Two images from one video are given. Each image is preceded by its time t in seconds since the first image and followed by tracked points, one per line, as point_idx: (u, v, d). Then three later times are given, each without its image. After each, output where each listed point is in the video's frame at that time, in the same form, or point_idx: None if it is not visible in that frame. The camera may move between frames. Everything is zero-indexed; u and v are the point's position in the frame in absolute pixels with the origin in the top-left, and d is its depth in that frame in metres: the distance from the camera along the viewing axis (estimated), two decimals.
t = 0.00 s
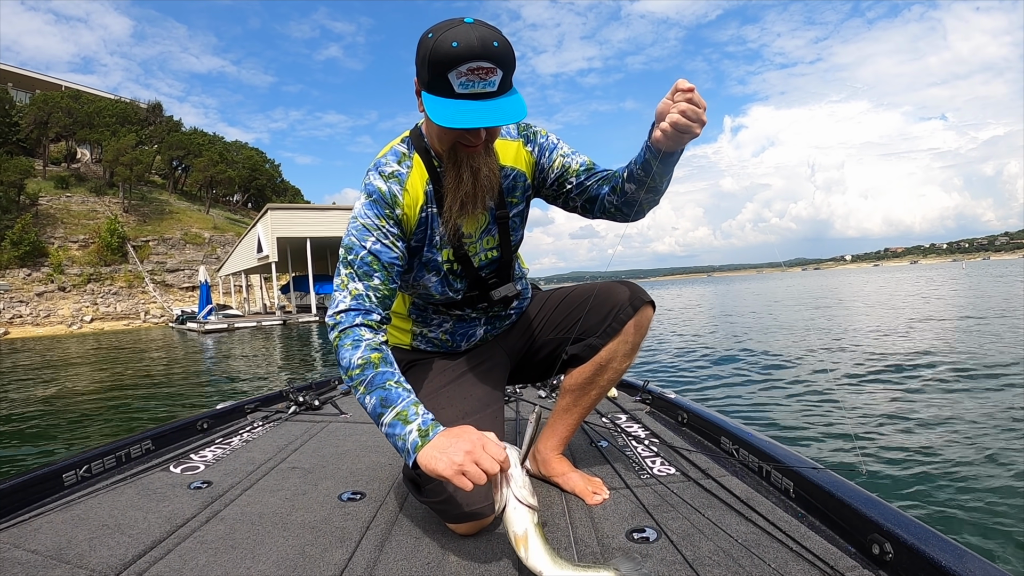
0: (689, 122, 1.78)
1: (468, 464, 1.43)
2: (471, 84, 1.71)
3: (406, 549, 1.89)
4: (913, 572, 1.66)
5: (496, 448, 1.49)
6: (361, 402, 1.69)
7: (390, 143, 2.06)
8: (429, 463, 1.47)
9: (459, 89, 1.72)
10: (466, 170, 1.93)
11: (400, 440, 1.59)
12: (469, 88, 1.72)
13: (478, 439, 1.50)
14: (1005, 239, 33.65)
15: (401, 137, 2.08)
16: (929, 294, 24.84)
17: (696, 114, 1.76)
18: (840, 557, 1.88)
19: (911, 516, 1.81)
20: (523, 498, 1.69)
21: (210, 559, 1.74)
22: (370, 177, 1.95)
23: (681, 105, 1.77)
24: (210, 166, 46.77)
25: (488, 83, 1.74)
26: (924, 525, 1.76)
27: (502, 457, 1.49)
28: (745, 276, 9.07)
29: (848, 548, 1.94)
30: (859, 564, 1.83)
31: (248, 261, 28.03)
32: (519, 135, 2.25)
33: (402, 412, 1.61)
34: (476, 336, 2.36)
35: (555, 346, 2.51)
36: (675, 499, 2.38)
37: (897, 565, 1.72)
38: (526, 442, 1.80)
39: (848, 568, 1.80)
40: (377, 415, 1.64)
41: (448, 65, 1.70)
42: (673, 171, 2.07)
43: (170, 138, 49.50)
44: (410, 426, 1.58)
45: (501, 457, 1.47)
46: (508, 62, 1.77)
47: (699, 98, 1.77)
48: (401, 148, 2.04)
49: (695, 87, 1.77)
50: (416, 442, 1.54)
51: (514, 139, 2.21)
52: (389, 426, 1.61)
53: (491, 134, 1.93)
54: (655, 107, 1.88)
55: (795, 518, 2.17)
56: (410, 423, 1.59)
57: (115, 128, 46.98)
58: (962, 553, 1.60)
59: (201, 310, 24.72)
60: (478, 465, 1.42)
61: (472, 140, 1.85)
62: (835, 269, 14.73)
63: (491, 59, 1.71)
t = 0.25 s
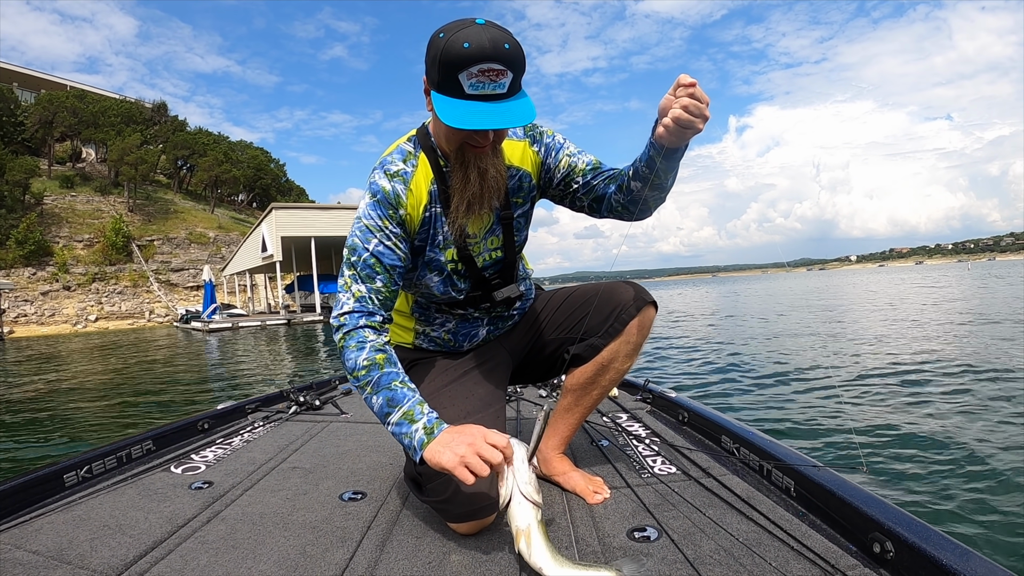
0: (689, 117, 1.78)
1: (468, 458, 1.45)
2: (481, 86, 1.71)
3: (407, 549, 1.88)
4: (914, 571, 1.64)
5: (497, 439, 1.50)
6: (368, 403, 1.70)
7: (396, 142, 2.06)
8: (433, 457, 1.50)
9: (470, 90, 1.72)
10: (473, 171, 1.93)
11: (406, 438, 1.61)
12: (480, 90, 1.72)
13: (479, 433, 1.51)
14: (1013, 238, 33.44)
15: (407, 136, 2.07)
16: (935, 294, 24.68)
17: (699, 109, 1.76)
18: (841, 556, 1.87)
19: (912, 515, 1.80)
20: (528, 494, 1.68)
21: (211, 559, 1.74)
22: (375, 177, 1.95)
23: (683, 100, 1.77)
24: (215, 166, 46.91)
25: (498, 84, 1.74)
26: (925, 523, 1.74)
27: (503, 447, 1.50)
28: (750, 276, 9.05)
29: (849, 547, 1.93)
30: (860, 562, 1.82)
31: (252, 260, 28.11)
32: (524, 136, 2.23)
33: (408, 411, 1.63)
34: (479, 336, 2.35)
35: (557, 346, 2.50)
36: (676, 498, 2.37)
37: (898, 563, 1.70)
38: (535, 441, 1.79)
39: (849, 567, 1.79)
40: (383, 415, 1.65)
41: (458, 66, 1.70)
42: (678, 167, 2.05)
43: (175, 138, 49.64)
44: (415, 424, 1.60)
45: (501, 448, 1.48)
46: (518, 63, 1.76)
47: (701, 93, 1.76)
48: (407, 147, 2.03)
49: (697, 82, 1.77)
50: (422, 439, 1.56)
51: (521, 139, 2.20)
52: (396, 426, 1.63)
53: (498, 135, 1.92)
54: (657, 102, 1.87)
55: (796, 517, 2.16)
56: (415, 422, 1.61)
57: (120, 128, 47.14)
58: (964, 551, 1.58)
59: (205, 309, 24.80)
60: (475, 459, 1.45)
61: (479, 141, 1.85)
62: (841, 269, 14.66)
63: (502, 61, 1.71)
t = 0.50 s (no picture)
0: (686, 118, 1.77)
1: (477, 454, 1.47)
2: (482, 85, 1.71)
3: (408, 548, 1.88)
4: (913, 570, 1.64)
5: (502, 439, 1.52)
6: (372, 403, 1.71)
7: (395, 142, 2.06)
8: (439, 455, 1.51)
9: (471, 89, 1.72)
10: (474, 170, 1.93)
11: (411, 437, 1.62)
12: (480, 89, 1.72)
13: (483, 430, 1.54)
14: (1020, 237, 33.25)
15: (407, 136, 2.08)
16: (942, 294, 24.51)
17: (696, 111, 1.76)
18: (840, 555, 1.86)
19: (912, 515, 1.79)
20: (524, 497, 1.68)
21: (212, 558, 1.74)
22: (375, 177, 1.95)
23: (679, 101, 1.76)
24: (219, 167, 47.07)
25: (499, 83, 1.74)
26: (926, 523, 1.73)
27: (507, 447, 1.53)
28: (754, 276, 9.04)
29: (849, 546, 1.92)
30: (860, 562, 1.81)
31: (256, 261, 28.20)
32: (523, 135, 2.23)
33: (412, 411, 1.64)
34: (479, 336, 2.36)
35: (557, 345, 2.50)
36: (676, 497, 2.36)
37: (899, 563, 1.69)
38: (533, 444, 1.80)
39: (849, 566, 1.78)
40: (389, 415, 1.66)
41: (459, 66, 1.70)
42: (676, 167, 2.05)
43: (179, 139, 49.82)
44: (420, 424, 1.61)
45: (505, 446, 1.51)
46: (519, 62, 1.76)
47: (698, 94, 1.76)
48: (407, 147, 2.03)
49: (694, 82, 1.76)
50: (427, 438, 1.58)
51: (520, 138, 2.20)
52: (400, 425, 1.64)
53: (499, 133, 1.92)
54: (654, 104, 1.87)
55: (796, 517, 2.15)
56: (420, 421, 1.62)
57: (124, 130, 47.31)
58: (964, 551, 1.58)
59: (210, 310, 24.88)
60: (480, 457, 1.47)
61: (480, 141, 1.85)
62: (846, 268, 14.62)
63: (503, 60, 1.71)
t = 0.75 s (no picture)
0: (681, 123, 1.78)
1: (466, 460, 1.47)
2: (478, 83, 1.72)
3: (407, 548, 1.88)
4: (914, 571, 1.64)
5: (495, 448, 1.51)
6: (365, 403, 1.72)
7: (390, 142, 2.07)
8: (431, 456, 1.52)
9: (466, 87, 1.72)
10: (470, 169, 1.93)
11: (405, 437, 1.63)
12: (476, 87, 1.72)
13: (478, 437, 1.53)
14: None
15: (401, 135, 2.08)
16: (947, 292, 24.44)
17: (691, 117, 1.75)
18: (841, 556, 1.86)
19: (911, 515, 1.79)
20: (513, 507, 1.64)
21: (211, 557, 1.75)
22: (370, 176, 1.96)
23: (674, 108, 1.76)
24: (223, 170, 47.24)
25: (494, 81, 1.75)
26: (926, 524, 1.73)
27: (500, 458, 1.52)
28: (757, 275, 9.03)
29: (849, 547, 1.92)
30: (860, 563, 1.81)
31: (260, 263, 28.28)
32: (518, 134, 2.24)
33: (405, 411, 1.64)
34: (476, 337, 2.36)
35: (555, 344, 2.50)
36: (676, 497, 2.36)
37: (898, 564, 1.69)
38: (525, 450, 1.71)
39: (848, 567, 1.78)
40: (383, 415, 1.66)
41: (454, 64, 1.70)
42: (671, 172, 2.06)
43: (183, 143, 50.00)
44: (414, 424, 1.62)
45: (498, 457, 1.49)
46: (514, 61, 1.77)
47: (693, 100, 1.75)
48: (401, 146, 2.04)
49: (690, 89, 1.76)
50: (419, 439, 1.58)
51: (515, 137, 2.21)
52: (393, 425, 1.65)
53: (494, 132, 1.93)
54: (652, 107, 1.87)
55: (795, 517, 2.15)
56: (413, 422, 1.62)
57: (127, 133, 47.49)
58: (962, 552, 1.58)
59: (214, 313, 24.96)
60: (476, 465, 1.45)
61: (476, 139, 1.86)
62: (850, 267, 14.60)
63: (498, 58, 1.72)
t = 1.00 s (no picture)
0: (673, 127, 1.79)
1: (454, 471, 1.48)
2: (472, 84, 1.73)
3: (406, 548, 1.89)
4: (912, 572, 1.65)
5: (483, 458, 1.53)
6: (359, 409, 1.73)
7: (384, 143, 2.09)
8: (420, 466, 1.54)
9: (460, 89, 1.74)
10: (464, 170, 1.95)
11: (396, 446, 1.64)
12: (470, 88, 1.73)
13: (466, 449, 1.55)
14: None
15: (396, 136, 2.10)
16: (952, 288, 24.35)
17: (682, 124, 1.77)
18: (840, 557, 1.87)
19: (910, 517, 1.80)
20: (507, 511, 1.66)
21: (210, 556, 1.77)
22: (364, 178, 1.97)
23: (665, 115, 1.78)
24: (225, 172, 47.35)
25: (488, 81, 1.76)
26: (924, 526, 1.74)
27: (490, 468, 1.53)
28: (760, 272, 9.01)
29: (848, 548, 1.92)
30: (859, 564, 1.82)
31: (263, 265, 28.34)
32: (513, 134, 2.25)
33: (398, 419, 1.65)
34: (472, 337, 2.37)
35: (553, 343, 2.52)
36: (675, 498, 2.38)
37: (896, 565, 1.70)
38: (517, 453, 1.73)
39: (848, 568, 1.80)
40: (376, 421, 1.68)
41: (448, 64, 1.72)
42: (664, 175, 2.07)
43: (185, 146, 50.11)
44: (405, 433, 1.63)
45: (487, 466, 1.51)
46: (507, 61, 1.78)
47: (684, 106, 1.77)
48: (396, 147, 2.05)
49: (680, 96, 1.77)
50: (410, 448, 1.60)
51: (509, 137, 2.22)
52: (385, 433, 1.66)
53: (488, 132, 1.94)
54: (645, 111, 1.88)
55: (795, 519, 2.16)
56: (405, 430, 1.63)
57: (129, 137, 47.59)
58: (960, 553, 1.59)
59: (217, 315, 25.02)
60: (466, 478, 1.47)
61: (469, 139, 1.87)
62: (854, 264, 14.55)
63: (491, 58, 1.73)
